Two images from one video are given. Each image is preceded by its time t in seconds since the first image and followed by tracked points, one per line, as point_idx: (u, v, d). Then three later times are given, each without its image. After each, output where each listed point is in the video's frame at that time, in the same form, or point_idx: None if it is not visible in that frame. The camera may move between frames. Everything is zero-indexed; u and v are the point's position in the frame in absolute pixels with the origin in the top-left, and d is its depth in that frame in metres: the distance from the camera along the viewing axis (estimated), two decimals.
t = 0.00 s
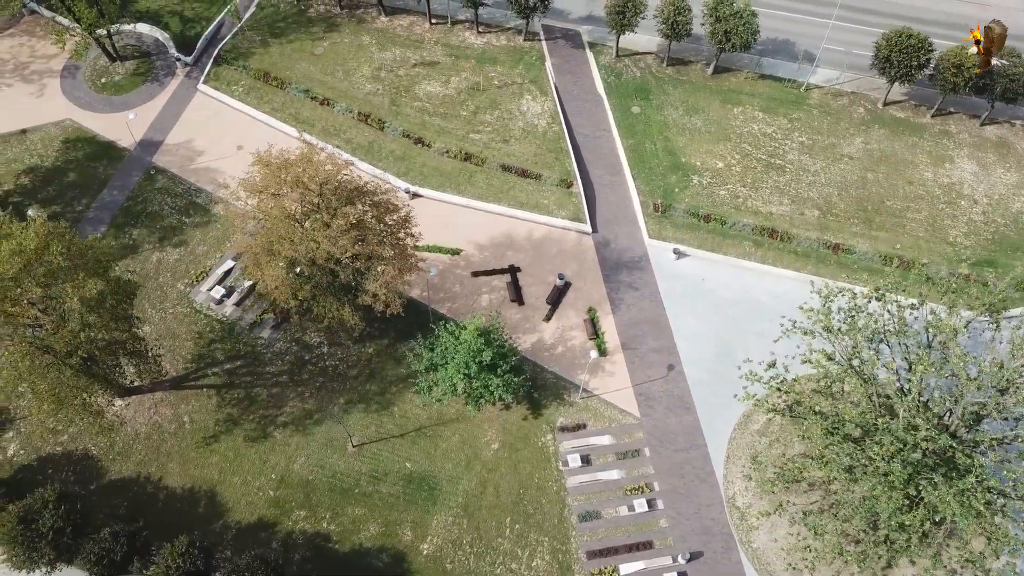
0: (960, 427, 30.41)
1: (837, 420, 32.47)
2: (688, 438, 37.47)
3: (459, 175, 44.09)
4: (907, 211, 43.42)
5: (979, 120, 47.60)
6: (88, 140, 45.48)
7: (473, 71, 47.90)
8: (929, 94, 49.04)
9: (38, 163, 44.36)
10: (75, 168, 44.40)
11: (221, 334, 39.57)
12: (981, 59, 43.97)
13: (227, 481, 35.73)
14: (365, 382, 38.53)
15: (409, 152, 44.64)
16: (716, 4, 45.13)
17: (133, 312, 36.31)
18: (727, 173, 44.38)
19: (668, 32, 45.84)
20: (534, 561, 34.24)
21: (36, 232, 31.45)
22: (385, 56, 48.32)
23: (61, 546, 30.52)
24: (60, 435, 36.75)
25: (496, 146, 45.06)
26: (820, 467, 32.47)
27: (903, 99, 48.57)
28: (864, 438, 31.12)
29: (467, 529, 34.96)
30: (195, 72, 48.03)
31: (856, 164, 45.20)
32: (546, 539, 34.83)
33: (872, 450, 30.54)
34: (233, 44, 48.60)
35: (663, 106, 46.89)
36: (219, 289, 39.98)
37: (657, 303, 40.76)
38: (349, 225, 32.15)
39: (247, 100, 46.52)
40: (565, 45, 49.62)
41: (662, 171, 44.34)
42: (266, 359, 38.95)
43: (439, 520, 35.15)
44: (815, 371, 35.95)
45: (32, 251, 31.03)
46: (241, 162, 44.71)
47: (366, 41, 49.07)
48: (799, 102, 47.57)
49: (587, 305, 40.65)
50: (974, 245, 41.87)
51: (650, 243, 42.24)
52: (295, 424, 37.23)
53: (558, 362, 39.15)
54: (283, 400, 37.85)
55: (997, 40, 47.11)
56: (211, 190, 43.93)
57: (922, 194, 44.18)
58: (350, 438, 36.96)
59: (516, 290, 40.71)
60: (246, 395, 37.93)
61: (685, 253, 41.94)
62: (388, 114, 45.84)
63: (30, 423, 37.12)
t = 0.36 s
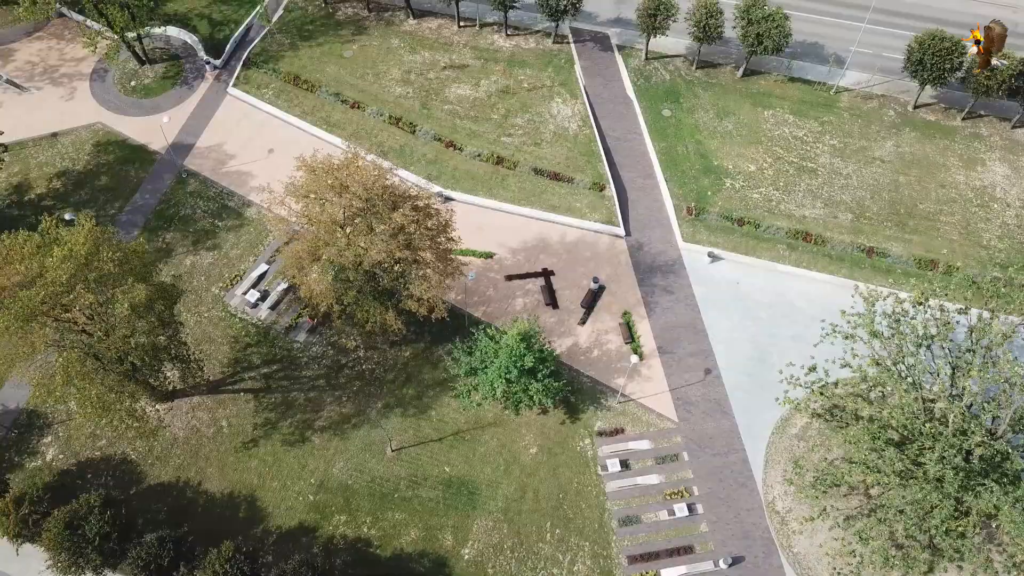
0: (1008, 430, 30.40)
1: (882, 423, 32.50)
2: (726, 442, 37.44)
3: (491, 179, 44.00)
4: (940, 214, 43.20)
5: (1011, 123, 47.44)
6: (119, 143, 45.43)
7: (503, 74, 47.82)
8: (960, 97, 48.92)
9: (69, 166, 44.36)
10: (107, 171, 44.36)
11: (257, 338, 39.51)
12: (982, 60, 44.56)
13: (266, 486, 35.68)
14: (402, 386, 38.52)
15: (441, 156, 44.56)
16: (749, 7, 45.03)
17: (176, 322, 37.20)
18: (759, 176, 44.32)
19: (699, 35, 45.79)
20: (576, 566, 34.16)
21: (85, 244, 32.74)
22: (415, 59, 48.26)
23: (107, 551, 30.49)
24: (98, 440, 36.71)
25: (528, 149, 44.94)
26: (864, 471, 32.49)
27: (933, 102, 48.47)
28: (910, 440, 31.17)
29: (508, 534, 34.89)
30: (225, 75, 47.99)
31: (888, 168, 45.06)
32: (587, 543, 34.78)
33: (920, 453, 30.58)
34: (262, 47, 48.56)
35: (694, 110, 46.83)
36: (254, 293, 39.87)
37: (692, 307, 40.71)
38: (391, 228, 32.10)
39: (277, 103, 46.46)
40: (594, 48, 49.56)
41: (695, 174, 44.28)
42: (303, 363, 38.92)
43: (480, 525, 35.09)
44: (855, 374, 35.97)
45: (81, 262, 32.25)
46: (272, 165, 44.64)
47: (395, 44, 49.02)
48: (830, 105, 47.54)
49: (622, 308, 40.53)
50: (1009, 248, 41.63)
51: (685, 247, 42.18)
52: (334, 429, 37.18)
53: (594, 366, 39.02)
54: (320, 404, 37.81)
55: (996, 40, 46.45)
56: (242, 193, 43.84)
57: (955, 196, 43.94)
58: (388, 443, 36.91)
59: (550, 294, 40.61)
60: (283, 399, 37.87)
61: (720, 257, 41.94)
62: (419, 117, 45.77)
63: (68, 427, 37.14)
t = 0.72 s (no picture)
0: None
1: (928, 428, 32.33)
2: (764, 447, 37.36)
3: (523, 182, 43.92)
4: (974, 217, 43.11)
5: None
6: (150, 146, 45.40)
7: (533, 78, 47.84)
8: (991, 100, 48.83)
9: (101, 170, 44.38)
10: (139, 175, 44.35)
11: (293, 342, 39.46)
12: (982, 59, 43.93)
13: (306, 490, 35.63)
14: (439, 390, 38.47)
15: (472, 159, 44.51)
16: (781, 11, 45.06)
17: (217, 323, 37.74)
18: (791, 179, 44.34)
19: (731, 38, 45.80)
20: (618, 571, 34.07)
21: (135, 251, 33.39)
22: (445, 63, 48.28)
23: (152, 556, 30.43)
24: (136, 444, 36.64)
25: (559, 153, 44.89)
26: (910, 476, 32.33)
27: (963, 105, 48.46)
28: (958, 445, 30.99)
29: (548, 538, 34.80)
30: (255, 79, 48.02)
31: (919, 171, 45.03)
32: (628, 548, 34.71)
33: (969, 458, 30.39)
34: (292, 50, 48.60)
35: (725, 113, 46.85)
36: (289, 297, 39.84)
37: (727, 311, 40.68)
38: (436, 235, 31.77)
39: (308, 106, 46.48)
40: (623, 51, 49.57)
41: (727, 178, 44.28)
42: (339, 367, 38.93)
43: (520, 529, 35.00)
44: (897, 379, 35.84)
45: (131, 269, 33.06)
46: (304, 169, 44.61)
47: (424, 47, 49.04)
48: (860, 108, 47.57)
49: (657, 312, 40.48)
50: None
51: (719, 250, 42.15)
52: (372, 433, 37.14)
53: (631, 370, 38.96)
54: (358, 408, 37.79)
55: (996, 40, 45.51)
56: (275, 196, 43.79)
57: (988, 200, 43.84)
58: (427, 447, 36.85)
59: (585, 298, 40.50)
60: (321, 403, 37.85)
61: (754, 260, 41.92)
62: (450, 120, 45.76)
63: (107, 431, 37.13)
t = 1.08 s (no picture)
0: None
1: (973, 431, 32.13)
2: (802, 449, 37.28)
3: (554, 183, 43.79)
4: (1006, 219, 43.03)
5: None
6: (180, 148, 45.39)
7: (562, 79, 47.79)
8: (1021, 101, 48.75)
9: (133, 171, 44.40)
10: (170, 176, 44.35)
11: (328, 344, 39.47)
12: (981, 60, 44.94)
13: (345, 493, 35.62)
14: (475, 392, 38.44)
15: (503, 160, 44.41)
16: (812, 12, 45.08)
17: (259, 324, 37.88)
18: (823, 181, 44.32)
19: (761, 40, 45.76)
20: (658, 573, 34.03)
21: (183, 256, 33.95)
22: (474, 64, 48.24)
23: (198, 559, 30.44)
24: (174, 446, 36.66)
25: (591, 154, 44.83)
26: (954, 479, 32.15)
27: (993, 106, 48.40)
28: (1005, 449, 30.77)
29: (588, 540, 34.76)
30: (283, 80, 47.99)
31: (950, 173, 44.97)
32: (668, 550, 34.67)
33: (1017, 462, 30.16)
34: (321, 52, 48.62)
35: (755, 114, 46.80)
36: (324, 299, 39.89)
37: (762, 313, 40.66)
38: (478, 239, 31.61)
39: (338, 107, 46.50)
40: (651, 52, 49.53)
41: (759, 179, 44.26)
42: (375, 369, 38.95)
43: (560, 531, 34.96)
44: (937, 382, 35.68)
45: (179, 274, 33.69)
46: (335, 171, 44.64)
47: (453, 48, 49.00)
48: (889, 110, 47.58)
49: (692, 314, 40.48)
50: None
51: (752, 252, 42.14)
52: (409, 435, 37.11)
53: (667, 372, 38.92)
54: (394, 410, 37.79)
55: (997, 40, 46.21)
56: (307, 198, 43.80)
57: (1021, 201, 43.75)
58: (464, 449, 36.80)
59: (619, 300, 40.41)
60: (358, 405, 37.87)
61: (788, 262, 41.89)
62: (481, 122, 45.70)
63: (144, 433, 37.13)
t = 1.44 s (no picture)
0: None
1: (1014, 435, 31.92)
2: (836, 451, 37.22)
3: (582, 184, 43.70)
4: None
5: None
6: (207, 150, 45.39)
7: (588, 80, 47.78)
8: None
9: (161, 173, 44.43)
10: (198, 178, 44.36)
11: (360, 345, 39.55)
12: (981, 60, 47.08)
13: (379, 494, 35.60)
14: (507, 394, 38.40)
15: (531, 161, 44.30)
16: (841, 13, 45.06)
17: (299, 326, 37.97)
18: (851, 182, 44.31)
19: (789, 41, 45.74)
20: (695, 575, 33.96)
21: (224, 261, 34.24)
22: (500, 65, 48.26)
23: (238, 561, 30.41)
24: (208, 449, 36.64)
25: (619, 155, 44.79)
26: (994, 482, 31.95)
27: (1019, 106, 48.31)
28: None
29: (624, 542, 34.71)
30: (309, 82, 48.02)
31: (979, 174, 44.89)
32: (704, 552, 34.59)
33: None
34: (346, 53, 48.63)
35: (782, 116, 46.78)
36: (355, 301, 39.98)
37: (792, 315, 40.64)
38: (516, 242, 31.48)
39: (364, 109, 46.52)
40: (676, 54, 49.52)
41: (787, 180, 44.26)
42: (407, 370, 38.98)
43: (595, 533, 34.92)
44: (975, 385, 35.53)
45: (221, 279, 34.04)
46: (363, 172, 44.72)
47: (478, 50, 49.01)
48: (916, 111, 47.58)
49: (723, 316, 40.49)
50: None
51: (782, 253, 42.12)
52: (442, 436, 37.09)
53: (699, 374, 38.93)
54: (427, 412, 37.78)
55: (996, 40, 46.76)
56: (335, 200, 43.83)
57: None
58: (498, 451, 36.76)
59: (650, 301, 40.38)
60: (392, 407, 37.91)
61: (818, 263, 41.88)
62: (508, 123, 45.69)
63: (177, 435, 37.08)
